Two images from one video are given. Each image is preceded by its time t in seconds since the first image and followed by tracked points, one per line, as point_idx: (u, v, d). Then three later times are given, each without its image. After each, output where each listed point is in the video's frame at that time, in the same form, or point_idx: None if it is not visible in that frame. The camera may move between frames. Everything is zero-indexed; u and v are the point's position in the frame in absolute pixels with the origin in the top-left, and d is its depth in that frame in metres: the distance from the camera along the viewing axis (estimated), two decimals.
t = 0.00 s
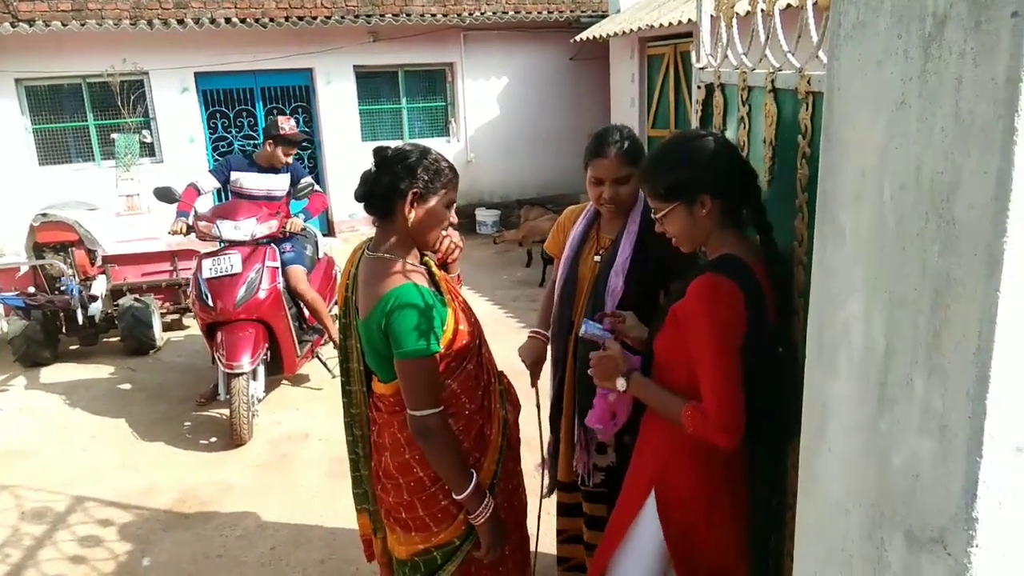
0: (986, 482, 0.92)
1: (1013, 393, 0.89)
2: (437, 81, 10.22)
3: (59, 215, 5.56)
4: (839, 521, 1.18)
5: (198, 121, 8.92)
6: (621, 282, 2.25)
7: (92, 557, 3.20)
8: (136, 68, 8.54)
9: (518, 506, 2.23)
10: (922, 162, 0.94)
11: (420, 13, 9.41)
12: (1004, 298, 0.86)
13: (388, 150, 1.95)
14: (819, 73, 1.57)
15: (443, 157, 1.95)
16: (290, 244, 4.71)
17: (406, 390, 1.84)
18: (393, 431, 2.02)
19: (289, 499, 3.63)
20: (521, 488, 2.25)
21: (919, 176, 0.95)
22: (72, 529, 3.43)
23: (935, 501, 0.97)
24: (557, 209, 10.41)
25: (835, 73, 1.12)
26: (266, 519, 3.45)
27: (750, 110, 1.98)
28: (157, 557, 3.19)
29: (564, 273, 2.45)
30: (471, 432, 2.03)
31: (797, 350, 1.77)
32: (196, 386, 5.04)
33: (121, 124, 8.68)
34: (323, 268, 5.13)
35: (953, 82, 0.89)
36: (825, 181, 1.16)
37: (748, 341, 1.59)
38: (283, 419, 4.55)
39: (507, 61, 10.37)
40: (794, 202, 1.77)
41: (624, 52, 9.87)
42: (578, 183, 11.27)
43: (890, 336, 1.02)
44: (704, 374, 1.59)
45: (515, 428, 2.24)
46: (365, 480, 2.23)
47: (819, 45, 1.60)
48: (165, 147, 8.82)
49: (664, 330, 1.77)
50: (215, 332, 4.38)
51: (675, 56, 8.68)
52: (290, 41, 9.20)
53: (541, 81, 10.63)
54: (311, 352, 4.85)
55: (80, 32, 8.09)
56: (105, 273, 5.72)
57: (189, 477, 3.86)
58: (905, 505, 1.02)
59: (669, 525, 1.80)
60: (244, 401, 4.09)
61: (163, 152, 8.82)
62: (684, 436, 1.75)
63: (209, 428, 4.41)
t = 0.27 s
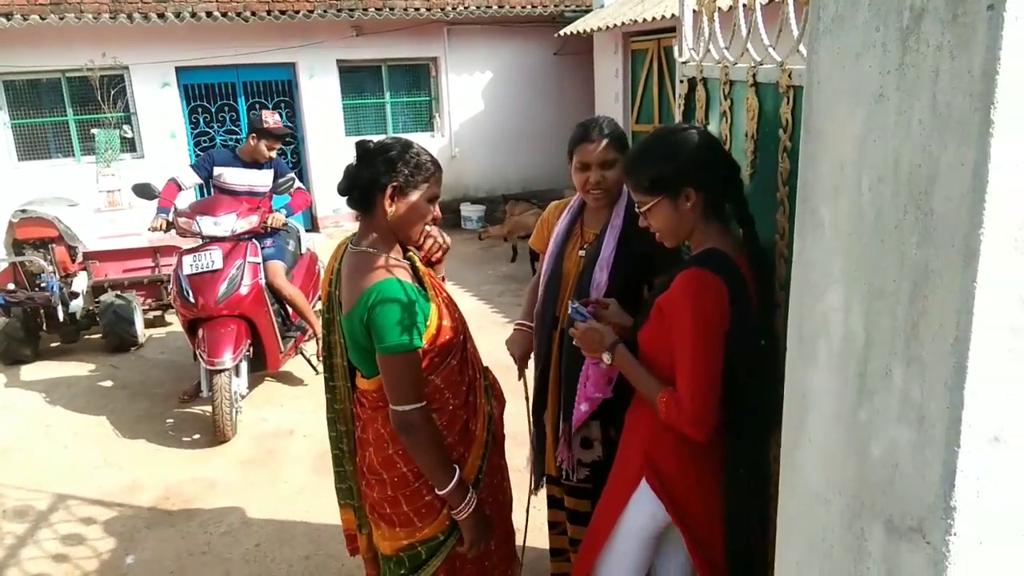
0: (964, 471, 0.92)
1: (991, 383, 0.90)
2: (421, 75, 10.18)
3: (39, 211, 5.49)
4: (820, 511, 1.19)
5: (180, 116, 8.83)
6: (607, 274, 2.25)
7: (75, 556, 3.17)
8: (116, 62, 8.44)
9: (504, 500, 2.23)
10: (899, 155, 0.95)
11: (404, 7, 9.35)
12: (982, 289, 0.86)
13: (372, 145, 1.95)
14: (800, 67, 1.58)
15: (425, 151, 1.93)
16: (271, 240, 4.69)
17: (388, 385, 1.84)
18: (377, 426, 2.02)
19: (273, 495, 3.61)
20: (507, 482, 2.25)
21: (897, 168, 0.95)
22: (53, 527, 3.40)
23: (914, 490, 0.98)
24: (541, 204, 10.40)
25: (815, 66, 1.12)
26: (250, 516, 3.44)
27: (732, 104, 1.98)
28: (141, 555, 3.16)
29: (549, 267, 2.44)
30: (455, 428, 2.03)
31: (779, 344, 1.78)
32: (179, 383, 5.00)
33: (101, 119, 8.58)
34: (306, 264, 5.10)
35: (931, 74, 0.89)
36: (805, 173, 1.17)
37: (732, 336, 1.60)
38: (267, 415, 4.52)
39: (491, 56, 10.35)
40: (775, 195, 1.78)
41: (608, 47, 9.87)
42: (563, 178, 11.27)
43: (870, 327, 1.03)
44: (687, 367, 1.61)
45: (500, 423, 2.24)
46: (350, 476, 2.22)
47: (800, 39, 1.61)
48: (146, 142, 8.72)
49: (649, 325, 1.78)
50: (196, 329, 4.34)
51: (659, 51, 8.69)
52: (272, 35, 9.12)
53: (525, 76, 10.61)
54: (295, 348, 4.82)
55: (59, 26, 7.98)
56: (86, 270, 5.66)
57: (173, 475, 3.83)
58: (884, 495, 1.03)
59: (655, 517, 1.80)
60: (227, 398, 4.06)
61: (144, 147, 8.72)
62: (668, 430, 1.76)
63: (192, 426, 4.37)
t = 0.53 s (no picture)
0: (935, 460, 0.94)
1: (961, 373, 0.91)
2: (402, 69, 10.12)
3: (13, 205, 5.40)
4: (795, 501, 1.20)
5: (157, 109, 8.71)
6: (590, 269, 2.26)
7: (52, 553, 3.13)
8: (92, 54, 8.31)
9: (485, 494, 2.23)
10: (872, 148, 0.95)
11: None
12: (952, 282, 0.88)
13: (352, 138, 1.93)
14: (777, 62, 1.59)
15: (403, 145, 1.91)
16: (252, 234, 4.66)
17: (367, 379, 1.83)
18: (355, 421, 2.01)
19: (253, 491, 3.59)
20: (489, 476, 2.25)
21: (870, 161, 0.96)
22: (30, 525, 3.35)
23: (886, 479, 0.99)
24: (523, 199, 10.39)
25: (790, 59, 1.13)
26: (230, 512, 3.41)
27: (711, 98, 1.99)
28: (119, 552, 3.13)
29: (531, 262, 2.44)
30: (434, 423, 2.03)
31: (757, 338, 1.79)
32: (158, 379, 4.95)
33: (77, 111, 8.45)
34: (287, 259, 5.08)
35: (904, 67, 0.90)
36: (781, 166, 1.17)
37: (710, 330, 1.61)
38: (247, 411, 4.48)
39: (473, 49, 10.31)
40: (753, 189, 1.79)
41: (590, 41, 9.88)
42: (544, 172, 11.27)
43: (843, 319, 1.04)
44: (664, 361, 1.62)
45: (481, 418, 2.24)
46: (329, 471, 2.21)
47: (777, 34, 1.62)
48: (123, 136, 8.60)
49: (628, 319, 1.79)
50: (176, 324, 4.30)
51: (640, 45, 8.71)
52: (251, 27, 9.02)
53: (507, 70, 10.59)
54: (276, 345, 4.76)
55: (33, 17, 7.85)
56: (62, 265, 5.58)
57: (152, 471, 3.79)
58: (857, 485, 1.04)
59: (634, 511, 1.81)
60: (206, 394, 4.02)
61: (121, 140, 8.61)
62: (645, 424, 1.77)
63: (171, 422, 4.33)
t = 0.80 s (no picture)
0: (906, 445, 0.95)
1: (931, 359, 0.92)
2: (381, 61, 10.05)
3: None
4: (771, 488, 1.21)
5: (132, 101, 8.59)
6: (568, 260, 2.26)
7: (29, 551, 3.09)
8: (65, 46, 8.17)
9: (466, 486, 2.23)
10: (845, 138, 0.96)
11: None
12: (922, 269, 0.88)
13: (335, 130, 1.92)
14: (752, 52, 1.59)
15: (382, 138, 1.88)
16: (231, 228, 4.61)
17: (353, 373, 1.82)
18: (336, 415, 2.00)
19: (233, 487, 3.56)
20: (470, 468, 2.25)
21: (843, 150, 0.97)
22: (6, 523, 3.31)
23: (860, 465, 1.00)
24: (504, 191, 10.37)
25: (763, 48, 1.13)
26: (210, 508, 3.38)
27: (688, 89, 2.00)
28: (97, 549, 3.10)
29: (509, 253, 2.44)
30: (416, 417, 2.02)
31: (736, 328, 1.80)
32: (136, 375, 4.89)
33: (50, 104, 8.32)
34: (266, 254, 5.03)
35: (874, 56, 0.91)
36: (756, 156, 1.18)
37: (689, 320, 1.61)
38: (227, 407, 4.45)
39: (452, 41, 10.26)
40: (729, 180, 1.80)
41: (569, 33, 9.86)
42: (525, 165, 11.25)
43: (817, 307, 1.04)
44: (641, 352, 1.62)
45: (461, 410, 2.24)
46: (308, 465, 2.20)
47: (752, 25, 1.62)
48: (98, 129, 8.47)
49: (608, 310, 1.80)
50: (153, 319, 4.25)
51: (619, 38, 8.70)
52: (227, 19, 8.91)
53: (486, 62, 10.54)
54: (255, 339, 4.73)
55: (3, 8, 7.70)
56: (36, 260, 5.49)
57: (130, 467, 3.75)
58: (832, 472, 1.05)
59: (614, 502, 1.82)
60: (185, 390, 3.98)
61: (96, 134, 8.48)
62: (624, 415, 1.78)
63: (150, 418, 4.28)
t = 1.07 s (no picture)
0: (901, 447, 0.95)
1: (926, 361, 0.92)
2: (379, 60, 10.04)
3: None
4: (767, 488, 1.21)
5: (130, 99, 8.57)
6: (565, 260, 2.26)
7: (24, 550, 3.08)
8: (62, 44, 8.15)
9: (462, 485, 2.23)
10: (841, 139, 0.96)
11: None
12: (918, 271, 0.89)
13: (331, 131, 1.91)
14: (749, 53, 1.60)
15: (378, 139, 1.88)
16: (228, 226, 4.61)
17: (359, 373, 1.83)
18: (334, 415, 2.00)
19: (229, 486, 3.56)
20: (465, 468, 2.25)
21: (838, 152, 0.97)
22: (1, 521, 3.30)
23: (855, 466, 1.01)
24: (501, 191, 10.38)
25: (760, 50, 1.13)
26: (206, 507, 3.38)
27: (685, 90, 2.00)
28: (93, 548, 3.09)
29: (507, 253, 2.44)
30: (415, 417, 2.02)
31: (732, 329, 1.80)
32: (132, 374, 4.88)
33: (47, 102, 8.30)
34: (263, 252, 5.03)
35: (871, 59, 0.91)
36: (753, 157, 1.18)
37: (687, 321, 1.62)
38: (223, 405, 4.44)
39: (450, 41, 10.25)
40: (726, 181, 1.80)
41: (567, 34, 9.86)
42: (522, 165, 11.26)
43: (813, 308, 1.05)
44: (638, 352, 1.62)
45: (457, 410, 2.24)
46: (302, 465, 2.19)
47: (749, 27, 1.63)
48: (95, 127, 8.45)
49: (607, 310, 1.80)
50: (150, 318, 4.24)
51: (617, 38, 8.71)
52: (224, 18, 8.89)
53: (484, 62, 10.54)
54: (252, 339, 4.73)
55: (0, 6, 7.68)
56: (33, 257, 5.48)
57: (126, 466, 3.75)
58: (827, 472, 1.06)
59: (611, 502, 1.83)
60: (181, 389, 3.98)
61: (93, 132, 8.46)
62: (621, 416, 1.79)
63: (146, 416, 4.28)
